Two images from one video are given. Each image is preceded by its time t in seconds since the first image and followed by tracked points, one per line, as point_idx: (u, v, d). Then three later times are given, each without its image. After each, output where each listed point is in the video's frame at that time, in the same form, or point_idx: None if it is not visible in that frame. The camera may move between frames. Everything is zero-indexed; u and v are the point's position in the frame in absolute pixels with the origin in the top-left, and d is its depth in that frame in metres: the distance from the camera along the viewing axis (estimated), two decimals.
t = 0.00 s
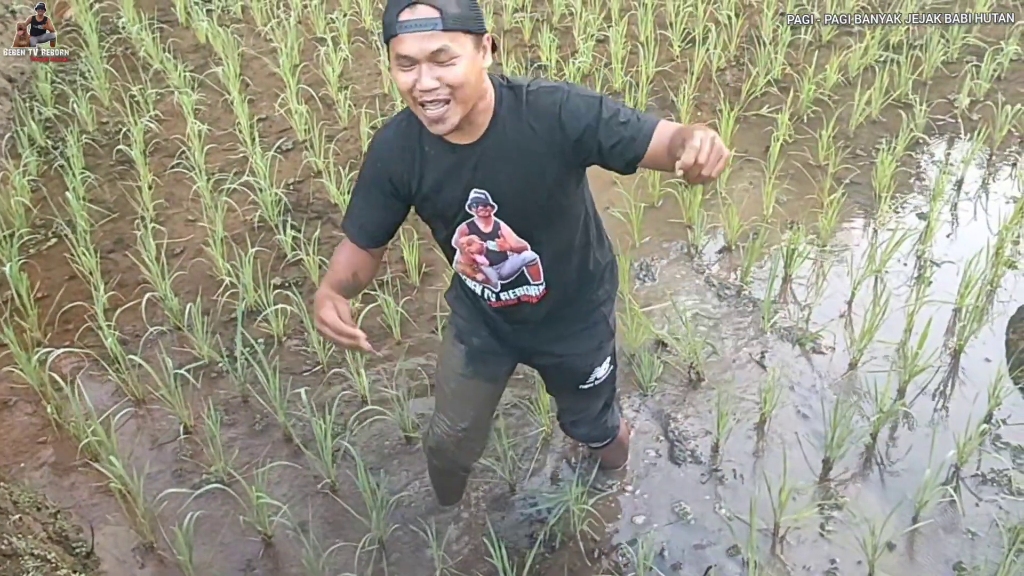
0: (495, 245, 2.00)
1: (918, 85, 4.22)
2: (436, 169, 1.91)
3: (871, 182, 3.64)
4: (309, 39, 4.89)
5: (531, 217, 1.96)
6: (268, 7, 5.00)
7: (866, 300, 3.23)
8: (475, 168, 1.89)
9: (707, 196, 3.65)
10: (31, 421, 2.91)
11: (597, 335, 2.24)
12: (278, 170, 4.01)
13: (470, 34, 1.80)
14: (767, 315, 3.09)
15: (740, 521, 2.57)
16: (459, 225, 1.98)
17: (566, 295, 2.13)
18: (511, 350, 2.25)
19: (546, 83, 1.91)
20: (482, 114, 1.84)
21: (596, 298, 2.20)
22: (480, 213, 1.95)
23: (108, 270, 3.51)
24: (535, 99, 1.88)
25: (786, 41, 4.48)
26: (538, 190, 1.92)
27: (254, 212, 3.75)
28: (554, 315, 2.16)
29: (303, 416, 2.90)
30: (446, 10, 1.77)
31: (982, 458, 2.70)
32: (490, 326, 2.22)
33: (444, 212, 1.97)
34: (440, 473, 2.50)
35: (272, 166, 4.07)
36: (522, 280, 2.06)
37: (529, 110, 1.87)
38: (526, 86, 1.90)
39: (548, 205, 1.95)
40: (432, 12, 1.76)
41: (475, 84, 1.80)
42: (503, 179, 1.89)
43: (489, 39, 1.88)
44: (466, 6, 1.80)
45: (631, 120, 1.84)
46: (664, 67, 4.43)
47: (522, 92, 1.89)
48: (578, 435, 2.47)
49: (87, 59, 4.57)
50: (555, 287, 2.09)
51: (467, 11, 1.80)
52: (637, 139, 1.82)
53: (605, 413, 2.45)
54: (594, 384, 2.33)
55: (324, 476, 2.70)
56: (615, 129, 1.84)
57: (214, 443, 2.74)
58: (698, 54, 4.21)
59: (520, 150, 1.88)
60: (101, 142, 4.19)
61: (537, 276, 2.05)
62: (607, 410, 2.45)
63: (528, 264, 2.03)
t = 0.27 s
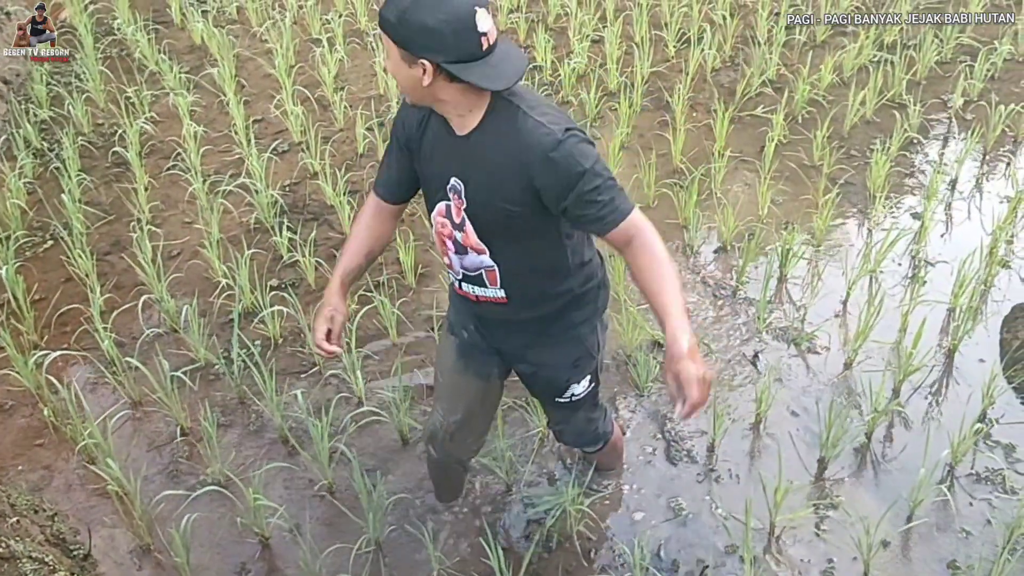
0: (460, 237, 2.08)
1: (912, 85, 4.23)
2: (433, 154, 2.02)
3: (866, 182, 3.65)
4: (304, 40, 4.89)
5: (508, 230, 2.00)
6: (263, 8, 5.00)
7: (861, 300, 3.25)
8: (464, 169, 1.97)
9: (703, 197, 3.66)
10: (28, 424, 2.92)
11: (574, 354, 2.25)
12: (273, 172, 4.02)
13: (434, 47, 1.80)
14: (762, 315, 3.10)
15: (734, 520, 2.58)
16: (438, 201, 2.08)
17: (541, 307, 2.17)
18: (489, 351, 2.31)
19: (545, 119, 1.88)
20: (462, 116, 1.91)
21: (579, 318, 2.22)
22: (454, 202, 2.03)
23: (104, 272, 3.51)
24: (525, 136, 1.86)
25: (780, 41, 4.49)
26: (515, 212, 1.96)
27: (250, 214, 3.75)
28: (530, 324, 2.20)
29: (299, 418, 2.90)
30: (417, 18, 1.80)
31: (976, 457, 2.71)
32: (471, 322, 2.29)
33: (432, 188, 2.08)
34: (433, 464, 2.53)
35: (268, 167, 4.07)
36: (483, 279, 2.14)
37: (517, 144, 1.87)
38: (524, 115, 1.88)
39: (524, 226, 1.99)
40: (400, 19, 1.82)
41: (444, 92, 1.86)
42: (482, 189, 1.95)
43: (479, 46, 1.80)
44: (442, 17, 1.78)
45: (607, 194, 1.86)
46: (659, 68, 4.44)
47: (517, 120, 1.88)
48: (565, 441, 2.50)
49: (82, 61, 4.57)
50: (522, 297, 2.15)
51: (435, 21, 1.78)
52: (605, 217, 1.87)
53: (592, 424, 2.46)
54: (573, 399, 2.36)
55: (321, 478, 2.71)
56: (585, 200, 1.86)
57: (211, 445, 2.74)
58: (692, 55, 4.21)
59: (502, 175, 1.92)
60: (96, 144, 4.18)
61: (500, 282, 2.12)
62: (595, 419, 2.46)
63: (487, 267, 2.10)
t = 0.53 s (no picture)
0: (458, 240, 2.13)
1: (911, 86, 4.25)
2: (436, 156, 2.05)
3: (865, 182, 3.67)
4: (304, 41, 4.90)
5: (502, 240, 2.02)
6: (263, 9, 5.00)
7: (861, 300, 3.27)
8: (459, 175, 1.99)
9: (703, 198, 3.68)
10: (31, 425, 2.92)
11: (574, 358, 2.26)
12: (274, 173, 4.02)
13: (416, 61, 1.81)
14: (763, 315, 3.12)
15: (737, 519, 2.60)
16: (442, 201, 2.13)
17: (540, 311, 2.19)
18: (493, 352, 2.33)
19: (531, 140, 1.86)
20: (450, 125, 1.93)
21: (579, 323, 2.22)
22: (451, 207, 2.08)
23: (106, 273, 3.52)
24: (508, 157, 1.85)
25: (780, 41, 4.50)
26: (505, 225, 1.97)
27: (251, 215, 3.76)
28: (530, 328, 2.22)
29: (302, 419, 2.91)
30: (401, 30, 1.81)
31: (976, 457, 2.72)
32: (477, 318, 2.32)
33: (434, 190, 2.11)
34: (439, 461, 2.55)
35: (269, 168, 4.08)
36: (482, 280, 2.18)
37: (501, 164, 1.87)
38: (512, 133, 1.87)
39: (514, 239, 2.00)
40: (386, 28, 1.84)
41: (429, 102, 1.89)
42: (473, 200, 1.97)
43: (462, 61, 1.81)
44: (421, 32, 1.79)
45: (580, 228, 1.84)
46: (659, 68, 4.45)
47: (504, 138, 1.87)
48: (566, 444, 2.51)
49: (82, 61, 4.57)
50: (519, 301, 2.17)
51: (418, 36, 1.79)
52: (572, 251, 1.86)
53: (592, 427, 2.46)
54: (572, 403, 2.35)
55: (324, 479, 2.72)
56: (557, 231, 1.85)
57: (214, 446, 2.75)
58: (692, 55, 4.22)
59: (489, 190, 1.92)
60: (97, 146, 4.19)
61: (498, 285, 2.15)
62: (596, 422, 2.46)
63: (484, 271, 2.15)
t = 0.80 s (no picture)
0: (454, 248, 2.16)
1: (912, 87, 4.26)
2: (427, 166, 2.08)
3: (866, 184, 3.69)
4: (306, 41, 4.90)
5: (494, 246, 2.04)
6: (265, 10, 5.01)
7: (862, 301, 3.28)
8: (447, 183, 2.01)
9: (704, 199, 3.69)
10: (34, 425, 2.93)
11: (574, 359, 2.26)
12: (276, 173, 4.03)
13: (392, 74, 1.81)
14: (764, 316, 3.13)
15: (739, 520, 2.61)
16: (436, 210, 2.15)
17: (538, 313, 2.20)
18: (493, 352, 2.34)
19: (511, 144, 1.87)
20: (433, 134, 1.94)
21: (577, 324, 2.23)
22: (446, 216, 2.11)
23: (109, 273, 3.53)
24: (491, 161, 1.87)
25: (780, 43, 4.51)
26: (495, 231, 1.99)
27: (253, 215, 3.77)
28: (529, 329, 2.23)
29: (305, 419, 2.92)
30: (376, 44, 1.81)
31: (977, 457, 2.73)
32: (478, 321, 2.34)
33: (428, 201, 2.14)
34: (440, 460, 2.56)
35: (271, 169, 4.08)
36: (480, 286, 2.21)
37: (485, 170, 1.88)
38: (492, 138, 1.88)
39: (505, 244, 2.02)
40: (361, 42, 1.84)
41: (408, 112, 1.89)
42: (463, 207, 1.99)
43: (437, 71, 1.80)
44: (394, 45, 1.79)
45: (569, 227, 1.84)
46: (660, 69, 4.45)
47: (484, 144, 1.88)
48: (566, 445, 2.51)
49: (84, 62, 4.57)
50: (516, 304, 2.19)
51: (391, 49, 1.79)
52: (563, 252, 1.86)
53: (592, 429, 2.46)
54: (572, 405, 2.35)
55: (327, 478, 2.73)
56: (545, 232, 1.86)
57: (217, 445, 2.76)
58: (693, 57, 4.23)
59: (476, 197, 1.94)
60: (100, 146, 4.20)
61: (495, 290, 2.17)
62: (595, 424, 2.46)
63: (480, 278, 2.17)
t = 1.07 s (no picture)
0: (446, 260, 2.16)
1: (915, 88, 4.26)
2: (415, 181, 2.08)
3: (870, 185, 3.69)
4: (310, 42, 4.91)
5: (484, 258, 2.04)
6: (269, 10, 5.01)
7: (865, 301, 3.28)
8: (434, 199, 2.01)
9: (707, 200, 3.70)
10: (40, 424, 2.94)
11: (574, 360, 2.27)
12: (281, 174, 4.04)
13: (370, 99, 1.81)
14: (767, 316, 3.14)
15: (743, 520, 2.61)
16: (428, 222, 2.15)
17: (535, 319, 2.20)
18: (492, 354, 2.34)
19: (491, 160, 1.86)
20: (414, 151, 1.94)
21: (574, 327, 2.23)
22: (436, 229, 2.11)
23: (114, 273, 3.54)
24: (473, 178, 1.87)
25: (784, 44, 4.51)
26: (483, 244, 1.98)
27: (258, 215, 3.78)
28: (527, 333, 2.23)
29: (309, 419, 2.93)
30: (351, 68, 1.81)
31: (980, 458, 2.74)
32: (477, 323, 2.33)
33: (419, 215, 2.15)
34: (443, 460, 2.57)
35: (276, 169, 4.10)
36: (476, 295, 2.21)
37: (468, 187, 1.88)
38: (472, 155, 1.88)
39: (495, 255, 2.02)
40: (337, 67, 1.84)
41: (388, 132, 1.90)
42: (452, 223, 2.00)
43: (413, 94, 1.80)
44: (370, 72, 1.78)
45: (553, 240, 1.84)
46: (664, 69, 4.46)
47: (465, 162, 1.88)
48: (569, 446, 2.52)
49: (89, 62, 4.58)
50: (512, 312, 2.19)
51: (367, 73, 1.78)
52: (550, 264, 1.86)
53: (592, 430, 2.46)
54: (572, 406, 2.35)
55: (331, 478, 2.74)
56: (531, 246, 1.85)
57: (222, 445, 2.77)
58: (697, 57, 4.23)
59: (461, 213, 1.94)
60: (104, 146, 4.21)
61: (491, 298, 2.17)
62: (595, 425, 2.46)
63: (475, 287, 2.17)
